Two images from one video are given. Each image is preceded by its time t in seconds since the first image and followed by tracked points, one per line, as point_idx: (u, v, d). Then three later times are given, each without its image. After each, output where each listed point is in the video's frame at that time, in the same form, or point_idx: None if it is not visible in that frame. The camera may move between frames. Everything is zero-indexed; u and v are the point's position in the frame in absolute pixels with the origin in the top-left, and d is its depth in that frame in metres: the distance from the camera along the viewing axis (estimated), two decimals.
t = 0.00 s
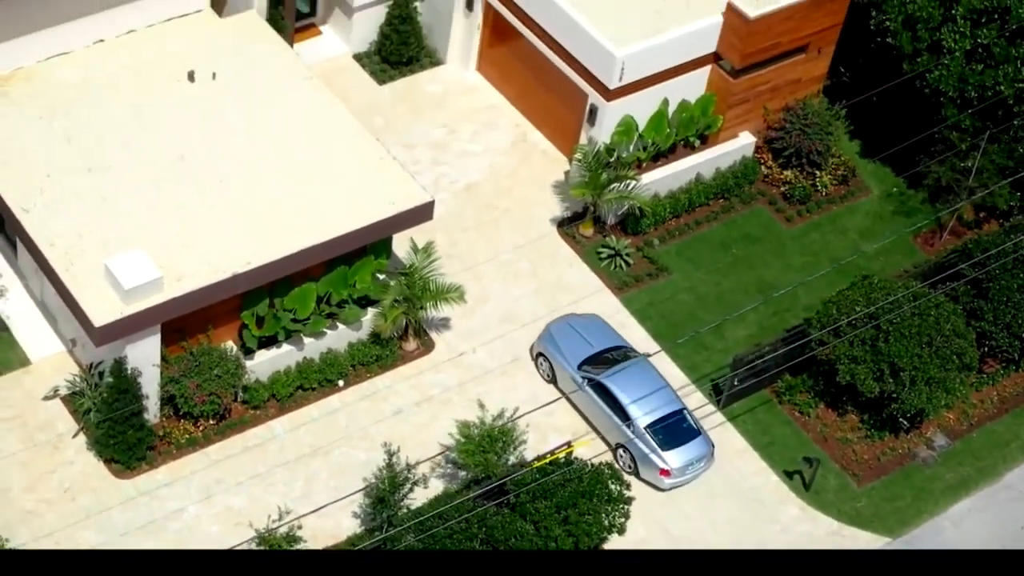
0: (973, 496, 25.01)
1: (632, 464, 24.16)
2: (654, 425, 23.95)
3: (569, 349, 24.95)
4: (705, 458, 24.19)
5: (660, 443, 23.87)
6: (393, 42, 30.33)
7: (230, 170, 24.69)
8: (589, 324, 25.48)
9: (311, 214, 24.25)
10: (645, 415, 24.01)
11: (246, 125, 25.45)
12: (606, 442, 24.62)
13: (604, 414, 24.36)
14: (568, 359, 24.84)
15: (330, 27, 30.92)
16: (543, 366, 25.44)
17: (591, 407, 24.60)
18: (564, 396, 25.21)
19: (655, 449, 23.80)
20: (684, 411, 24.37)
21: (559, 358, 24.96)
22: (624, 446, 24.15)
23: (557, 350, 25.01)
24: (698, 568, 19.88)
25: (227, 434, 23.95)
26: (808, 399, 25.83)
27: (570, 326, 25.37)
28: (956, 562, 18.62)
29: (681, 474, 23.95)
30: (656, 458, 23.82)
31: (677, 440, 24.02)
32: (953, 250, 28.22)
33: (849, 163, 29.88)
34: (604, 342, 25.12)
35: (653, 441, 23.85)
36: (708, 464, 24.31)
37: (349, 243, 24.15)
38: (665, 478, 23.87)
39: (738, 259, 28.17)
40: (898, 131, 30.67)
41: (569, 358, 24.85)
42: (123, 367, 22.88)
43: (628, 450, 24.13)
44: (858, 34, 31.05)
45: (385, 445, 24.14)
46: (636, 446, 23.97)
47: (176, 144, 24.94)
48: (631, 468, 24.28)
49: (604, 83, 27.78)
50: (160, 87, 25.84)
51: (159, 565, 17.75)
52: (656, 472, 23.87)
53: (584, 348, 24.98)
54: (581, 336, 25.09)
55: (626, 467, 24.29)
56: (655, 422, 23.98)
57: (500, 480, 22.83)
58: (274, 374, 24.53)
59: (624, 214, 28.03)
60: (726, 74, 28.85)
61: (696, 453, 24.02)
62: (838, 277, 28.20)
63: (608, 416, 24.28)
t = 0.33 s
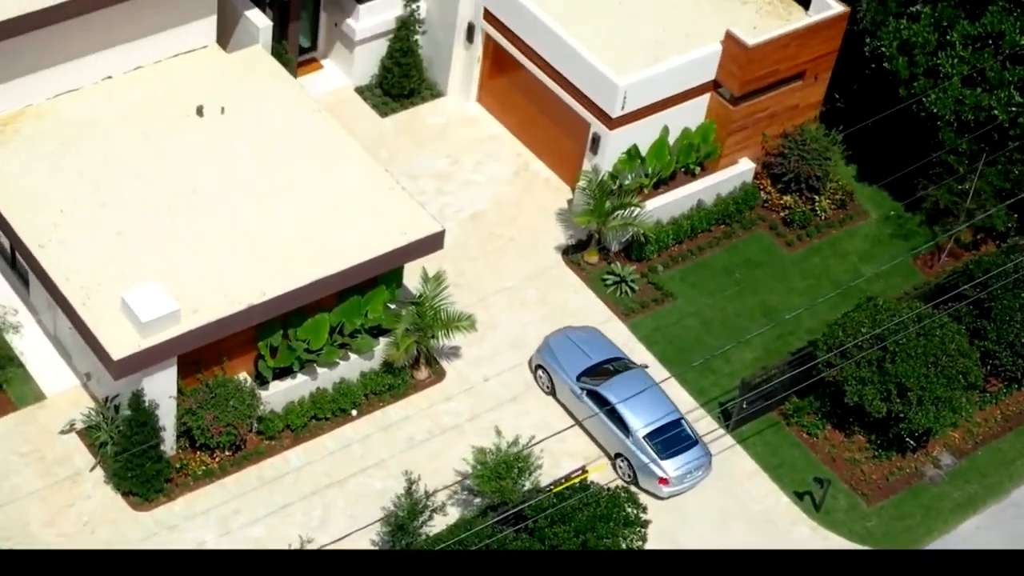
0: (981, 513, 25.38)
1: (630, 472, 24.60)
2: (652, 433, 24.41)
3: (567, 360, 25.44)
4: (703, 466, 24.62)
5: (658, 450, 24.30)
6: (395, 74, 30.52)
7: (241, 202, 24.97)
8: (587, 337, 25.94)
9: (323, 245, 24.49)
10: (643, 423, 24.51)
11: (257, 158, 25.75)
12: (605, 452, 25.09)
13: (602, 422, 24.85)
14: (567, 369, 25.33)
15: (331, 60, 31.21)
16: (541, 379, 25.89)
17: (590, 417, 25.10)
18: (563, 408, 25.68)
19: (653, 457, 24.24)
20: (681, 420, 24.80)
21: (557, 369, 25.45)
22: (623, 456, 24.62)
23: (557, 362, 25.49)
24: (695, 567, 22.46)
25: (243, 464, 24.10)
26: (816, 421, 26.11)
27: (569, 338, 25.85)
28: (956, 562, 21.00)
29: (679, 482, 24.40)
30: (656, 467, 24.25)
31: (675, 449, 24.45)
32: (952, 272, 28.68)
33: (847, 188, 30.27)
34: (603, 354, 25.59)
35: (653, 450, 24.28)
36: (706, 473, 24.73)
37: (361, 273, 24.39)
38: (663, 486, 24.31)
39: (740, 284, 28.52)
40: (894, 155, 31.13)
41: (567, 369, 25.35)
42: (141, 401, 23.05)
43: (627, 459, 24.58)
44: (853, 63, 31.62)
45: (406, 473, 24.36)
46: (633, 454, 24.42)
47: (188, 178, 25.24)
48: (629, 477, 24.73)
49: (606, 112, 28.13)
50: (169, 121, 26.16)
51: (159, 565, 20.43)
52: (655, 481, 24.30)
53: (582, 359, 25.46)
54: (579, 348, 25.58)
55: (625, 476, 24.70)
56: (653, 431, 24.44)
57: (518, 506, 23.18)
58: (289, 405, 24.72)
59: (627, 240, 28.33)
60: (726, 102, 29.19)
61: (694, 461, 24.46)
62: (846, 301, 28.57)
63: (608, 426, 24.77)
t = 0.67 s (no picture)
0: (988, 531, 25.71)
1: (629, 483, 25.11)
2: (648, 444, 24.94)
3: (564, 373, 25.85)
4: (699, 476, 25.11)
5: (656, 462, 24.81)
6: (397, 107, 30.84)
7: (251, 236, 25.20)
8: (583, 350, 26.34)
9: (334, 276, 24.75)
10: (639, 435, 25.03)
11: (265, 193, 26.02)
12: (602, 463, 25.54)
13: (599, 434, 25.33)
14: (564, 382, 25.74)
15: (332, 93, 31.41)
16: (539, 392, 26.29)
17: (587, 430, 25.53)
18: (560, 418, 26.11)
19: (651, 468, 24.75)
20: (677, 431, 25.30)
21: (554, 382, 25.88)
22: (621, 466, 25.12)
23: (553, 374, 25.90)
24: (699, 568, 22.95)
25: (258, 495, 24.27)
26: (823, 442, 26.39)
27: (565, 352, 26.23)
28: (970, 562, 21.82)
29: (677, 492, 24.89)
30: (654, 479, 24.74)
31: (672, 460, 24.95)
32: (951, 294, 29.09)
33: (844, 213, 30.62)
34: (599, 366, 26.00)
35: (650, 462, 24.80)
36: (702, 481, 25.25)
37: (372, 303, 24.66)
38: (660, 496, 24.80)
39: (743, 307, 28.87)
40: (889, 181, 31.51)
41: (564, 381, 25.76)
42: (159, 433, 23.34)
43: (625, 470, 25.07)
44: (846, 90, 32.08)
45: (422, 500, 24.59)
46: (631, 465, 24.94)
47: (198, 213, 25.49)
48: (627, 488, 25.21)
49: (607, 142, 28.47)
50: (177, 157, 26.41)
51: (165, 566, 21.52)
52: (653, 492, 24.80)
53: (579, 372, 25.87)
54: (575, 361, 25.98)
55: (624, 486, 25.19)
56: (649, 442, 24.97)
57: (535, 533, 23.63)
58: (303, 436, 24.91)
59: (630, 268, 28.65)
60: (725, 130, 29.47)
61: (691, 471, 24.96)
62: (850, 323, 28.99)
63: (605, 438, 25.26)
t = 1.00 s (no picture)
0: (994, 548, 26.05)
1: (626, 492, 25.50)
2: (644, 453, 25.36)
3: (560, 387, 26.28)
4: (694, 484, 25.46)
5: (652, 471, 25.20)
6: (398, 139, 31.16)
7: (263, 270, 25.41)
8: (578, 363, 26.78)
9: (345, 307, 24.97)
10: (634, 444, 25.45)
11: (274, 225, 26.25)
12: (599, 473, 25.97)
13: (595, 444, 25.75)
14: (561, 394, 26.18)
15: (332, 127, 31.70)
16: (536, 406, 26.69)
17: (585, 441, 25.93)
18: (556, 431, 26.53)
19: (647, 477, 25.14)
20: (672, 440, 25.71)
21: (551, 395, 26.31)
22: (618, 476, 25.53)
23: (551, 388, 26.33)
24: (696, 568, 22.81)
25: (274, 526, 24.43)
26: (829, 463, 26.66)
27: (561, 365, 26.67)
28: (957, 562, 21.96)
29: (673, 501, 25.22)
30: (650, 487, 25.12)
31: (667, 469, 25.32)
32: (949, 316, 29.47)
33: (841, 237, 30.96)
34: (594, 379, 26.43)
35: (646, 471, 25.19)
36: (698, 489, 25.60)
37: (384, 333, 24.90)
38: (657, 505, 25.13)
39: (745, 332, 29.22)
40: (884, 205, 31.90)
41: (559, 394, 26.21)
42: (177, 465, 23.59)
43: (622, 480, 25.45)
44: (840, 117, 32.76)
45: (439, 528, 24.89)
46: (628, 475, 25.33)
47: (209, 245, 25.71)
48: (624, 497, 25.60)
49: (609, 170, 28.78)
50: (186, 191, 26.64)
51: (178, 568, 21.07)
52: (649, 500, 25.15)
53: (574, 385, 26.31)
54: (570, 374, 26.42)
55: (619, 495, 25.60)
56: (645, 451, 25.39)
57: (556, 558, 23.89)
58: (316, 466, 25.09)
59: (633, 294, 28.97)
60: (723, 157, 29.87)
61: (686, 480, 25.31)
62: (854, 346, 29.37)
63: (601, 449, 25.66)
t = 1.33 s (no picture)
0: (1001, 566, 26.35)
1: (622, 504, 25.90)
2: (640, 465, 25.69)
3: (557, 403, 26.70)
4: (690, 494, 25.77)
5: (648, 482, 25.52)
6: (399, 172, 31.45)
7: (274, 301, 25.64)
8: (573, 379, 27.21)
9: (358, 338, 25.23)
10: (630, 455, 25.78)
11: (282, 258, 26.49)
12: (596, 485, 26.38)
13: (592, 458, 26.12)
14: (557, 409, 26.60)
15: (332, 160, 31.99)
16: (531, 420, 27.14)
17: (582, 455, 26.29)
18: (555, 448, 26.92)
19: (643, 488, 25.47)
20: (666, 452, 26.06)
21: (547, 410, 26.71)
22: (615, 488, 25.90)
23: (547, 404, 26.73)
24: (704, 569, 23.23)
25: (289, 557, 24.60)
26: (835, 485, 26.98)
27: (556, 382, 27.10)
28: None
29: (669, 511, 25.56)
30: (645, 497, 25.46)
31: (663, 480, 25.65)
32: (948, 338, 29.87)
33: (839, 262, 31.35)
34: (588, 393, 26.88)
35: (642, 482, 25.53)
36: (693, 500, 25.91)
37: (397, 362, 25.13)
38: (654, 515, 25.47)
39: (747, 357, 29.55)
40: (881, 232, 32.32)
41: (555, 409, 26.65)
42: (194, 497, 23.74)
43: (619, 491, 25.84)
44: (831, 144, 32.91)
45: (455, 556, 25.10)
46: (625, 486, 25.68)
47: (218, 279, 25.92)
48: (621, 509, 25.98)
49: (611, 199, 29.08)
50: (194, 226, 26.86)
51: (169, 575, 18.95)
52: (645, 510, 25.49)
53: (571, 400, 26.73)
54: (567, 390, 26.85)
55: (617, 507, 25.99)
56: (641, 462, 25.72)
57: None
58: (330, 495, 25.28)
59: (637, 321, 29.37)
60: (721, 184, 30.26)
61: (681, 490, 25.62)
62: (858, 370, 29.73)
63: (598, 462, 26.03)
